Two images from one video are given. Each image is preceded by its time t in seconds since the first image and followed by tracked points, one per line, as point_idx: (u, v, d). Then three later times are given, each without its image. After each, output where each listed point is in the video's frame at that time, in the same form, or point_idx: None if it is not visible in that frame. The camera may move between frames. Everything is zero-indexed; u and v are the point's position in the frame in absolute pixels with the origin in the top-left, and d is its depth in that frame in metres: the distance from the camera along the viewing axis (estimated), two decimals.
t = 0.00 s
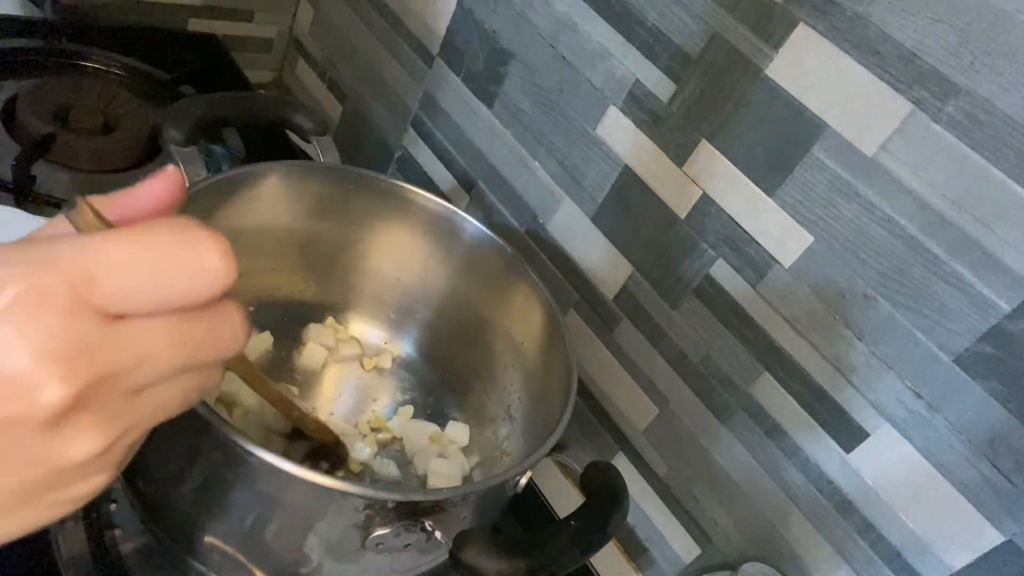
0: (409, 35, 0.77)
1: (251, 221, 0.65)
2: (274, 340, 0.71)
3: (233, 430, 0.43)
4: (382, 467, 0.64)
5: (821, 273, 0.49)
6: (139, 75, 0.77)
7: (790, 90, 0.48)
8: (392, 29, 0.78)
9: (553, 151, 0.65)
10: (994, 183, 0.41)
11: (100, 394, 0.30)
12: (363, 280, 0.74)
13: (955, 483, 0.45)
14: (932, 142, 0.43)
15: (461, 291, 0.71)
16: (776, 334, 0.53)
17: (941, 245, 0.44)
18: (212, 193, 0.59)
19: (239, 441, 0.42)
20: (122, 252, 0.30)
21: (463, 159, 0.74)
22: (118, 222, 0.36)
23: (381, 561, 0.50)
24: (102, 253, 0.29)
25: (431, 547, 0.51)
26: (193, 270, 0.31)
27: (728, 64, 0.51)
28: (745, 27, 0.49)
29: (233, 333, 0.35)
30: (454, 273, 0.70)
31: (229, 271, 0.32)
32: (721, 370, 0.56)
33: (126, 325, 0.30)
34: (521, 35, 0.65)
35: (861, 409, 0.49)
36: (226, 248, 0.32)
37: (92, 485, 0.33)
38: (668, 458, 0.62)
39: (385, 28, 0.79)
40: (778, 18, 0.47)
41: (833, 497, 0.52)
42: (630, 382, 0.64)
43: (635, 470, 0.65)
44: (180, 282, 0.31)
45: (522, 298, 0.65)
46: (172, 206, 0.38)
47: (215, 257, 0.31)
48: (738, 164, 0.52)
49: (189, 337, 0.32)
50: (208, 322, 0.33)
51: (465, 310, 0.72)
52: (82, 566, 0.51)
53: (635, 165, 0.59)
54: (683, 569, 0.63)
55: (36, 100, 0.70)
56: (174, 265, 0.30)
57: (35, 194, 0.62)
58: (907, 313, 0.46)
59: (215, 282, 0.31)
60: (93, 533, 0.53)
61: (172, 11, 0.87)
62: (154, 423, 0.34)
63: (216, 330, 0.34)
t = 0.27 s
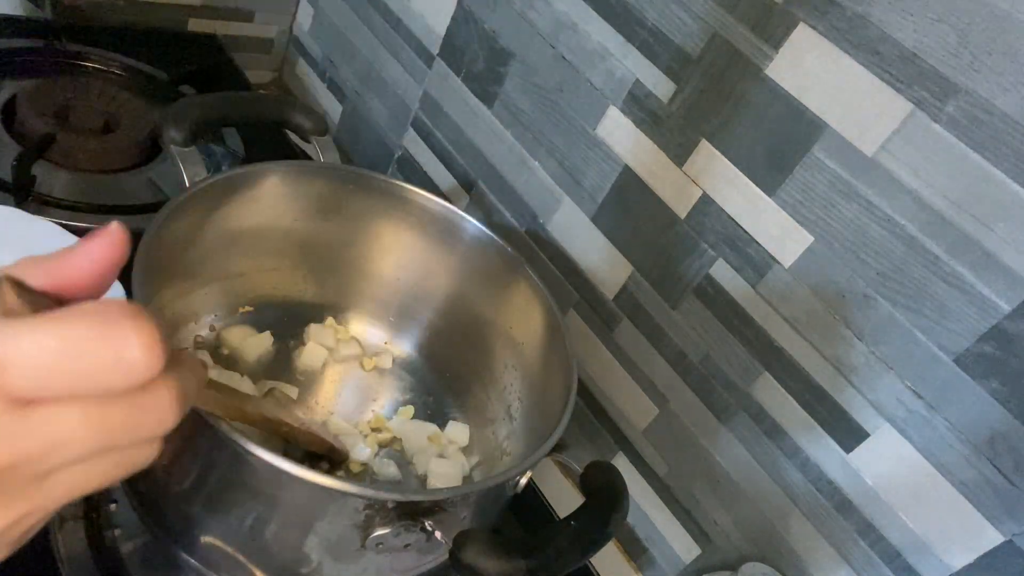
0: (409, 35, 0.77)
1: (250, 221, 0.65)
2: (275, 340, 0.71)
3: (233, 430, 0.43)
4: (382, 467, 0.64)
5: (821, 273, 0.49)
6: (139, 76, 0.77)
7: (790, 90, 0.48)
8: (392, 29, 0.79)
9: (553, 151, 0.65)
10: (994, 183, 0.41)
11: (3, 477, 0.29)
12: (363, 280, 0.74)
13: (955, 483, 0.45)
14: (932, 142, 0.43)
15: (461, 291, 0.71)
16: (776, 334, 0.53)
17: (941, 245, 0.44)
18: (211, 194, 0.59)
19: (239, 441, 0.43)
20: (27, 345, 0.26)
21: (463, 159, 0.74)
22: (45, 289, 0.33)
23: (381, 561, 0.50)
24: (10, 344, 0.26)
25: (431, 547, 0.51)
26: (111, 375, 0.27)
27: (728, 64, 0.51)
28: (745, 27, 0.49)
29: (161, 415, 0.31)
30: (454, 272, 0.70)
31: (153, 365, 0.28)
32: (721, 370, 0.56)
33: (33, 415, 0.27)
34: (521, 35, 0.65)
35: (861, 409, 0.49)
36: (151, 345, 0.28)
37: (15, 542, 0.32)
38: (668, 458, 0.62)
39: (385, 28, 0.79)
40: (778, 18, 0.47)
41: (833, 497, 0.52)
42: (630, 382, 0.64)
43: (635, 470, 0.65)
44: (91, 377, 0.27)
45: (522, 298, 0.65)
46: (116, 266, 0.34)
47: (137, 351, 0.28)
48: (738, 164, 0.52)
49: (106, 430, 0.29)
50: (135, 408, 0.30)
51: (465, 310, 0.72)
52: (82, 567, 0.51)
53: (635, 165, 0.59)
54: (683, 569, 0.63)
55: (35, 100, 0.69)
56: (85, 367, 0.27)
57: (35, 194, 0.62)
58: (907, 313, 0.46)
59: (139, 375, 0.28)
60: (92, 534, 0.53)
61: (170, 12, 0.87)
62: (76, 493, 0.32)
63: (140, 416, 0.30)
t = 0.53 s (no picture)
0: (409, 35, 0.77)
1: (251, 221, 0.65)
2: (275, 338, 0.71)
3: (233, 429, 0.43)
4: (383, 467, 0.64)
5: (821, 273, 0.49)
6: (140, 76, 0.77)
7: (790, 90, 0.48)
8: (391, 29, 0.79)
9: (553, 151, 0.65)
10: (994, 183, 0.41)
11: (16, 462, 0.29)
12: (363, 279, 0.74)
13: (955, 483, 0.45)
14: (931, 142, 0.43)
15: (461, 292, 0.71)
16: (776, 334, 0.53)
17: (941, 245, 0.44)
18: (211, 194, 0.59)
19: (240, 441, 0.43)
20: (43, 314, 0.28)
21: (463, 160, 0.74)
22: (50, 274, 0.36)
23: (381, 561, 0.50)
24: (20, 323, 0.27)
25: (431, 547, 0.51)
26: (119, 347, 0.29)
27: (728, 64, 0.51)
28: (745, 27, 0.49)
29: (171, 394, 0.32)
30: (453, 273, 0.70)
31: (162, 338, 0.30)
32: (721, 370, 0.57)
33: (48, 390, 0.29)
34: (521, 35, 0.65)
35: (861, 409, 0.49)
36: (160, 319, 0.29)
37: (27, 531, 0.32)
38: (667, 458, 0.62)
39: (385, 28, 0.79)
40: (778, 17, 0.47)
41: (833, 497, 0.52)
42: (630, 381, 0.64)
43: (635, 470, 0.65)
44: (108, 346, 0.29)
45: (522, 298, 0.65)
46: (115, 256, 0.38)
47: (146, 326, 0.29)
48: (738, 164, 0.52)
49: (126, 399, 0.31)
50: (144, 384, 0.31)
51: (465, 310, 0.72)
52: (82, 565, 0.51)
53: (635, 165, 0.59)
54: (683, 570, 0.63)
55: (35, 100, 0.69)
56: (103, 338, 0.28)
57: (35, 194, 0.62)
58: (907, 313, 0.46)
59: (148, 350, 0.30)
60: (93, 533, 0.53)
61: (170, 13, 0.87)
62: (88, 480, 0.32)
63: (152, 392, 0.31)
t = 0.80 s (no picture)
0: (409, 35, 0.77)
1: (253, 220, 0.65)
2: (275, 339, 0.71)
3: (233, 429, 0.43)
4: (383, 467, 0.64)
5: (821, 273, 0.49)
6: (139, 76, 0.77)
7: (790, 90, 0.48)
8: (392, 29, 0.79)
9: (553, 152, 0.65)
10: (994, 183, 0.41)
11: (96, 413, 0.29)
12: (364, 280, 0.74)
13: (955, 483, 0.45)
14: (931, 142, 0.43)
15: (461, 292, 0.71)
16: (776, 334, 0.53)
17: (941, 245, 0.44)
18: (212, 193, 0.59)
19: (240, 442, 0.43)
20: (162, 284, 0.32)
21: (463, 160, 0.74)
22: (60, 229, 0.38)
23: (380, 561, 0.50)
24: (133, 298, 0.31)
25: (431, 547, 0.51)
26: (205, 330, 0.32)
27: (728, 64, 0.51)
28: (745, 27, 0.49)
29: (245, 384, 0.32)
30: (454, 273, 0.70)
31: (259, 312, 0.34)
32: (721, 370, 0.56)
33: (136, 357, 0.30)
34: (521, 35, 0.65)
35: (861, 409, 0.49)
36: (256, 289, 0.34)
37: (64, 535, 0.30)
38: (668, 458, 0.62)
39: (385, 28, 0.80)
40: (778, 17, 0.47)
41: (833, 497, 0.52)
42: (630, 381, 0.64)
43: (635, 470, 0.65)
44: (209, 319, 0.32)
45: (523, 298, 0.65)
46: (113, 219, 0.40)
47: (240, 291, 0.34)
48: (738, 164, 0.52)
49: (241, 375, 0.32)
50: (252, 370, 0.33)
51: (466, 310, 0.72)
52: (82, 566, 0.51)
53: (635, 165, 0.59)
54: (683, 570, 0.63)
55: (35, 100, 0.69)
56: (204, 306, 0.32)
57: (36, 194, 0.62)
58: (907, 313, 0.46)
59: (254, 327, 0.33)
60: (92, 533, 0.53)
61: (171, 12, 0.88)
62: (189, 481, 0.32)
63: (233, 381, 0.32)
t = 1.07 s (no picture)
0: (409, 35, 0.77)
1: (251, 219, 0.65)
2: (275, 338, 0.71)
3: (233, 429, 0.43)
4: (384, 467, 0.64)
5: (822, 273, 0.49)
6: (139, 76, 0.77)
7: (790, 90, 0.48)
8: (392, 29, 0.79)
9: (553, 152, 0.65)
10: (994, 183, 0.41)
11: None
12: (364, 279, 0.74)
13: (955, 483, 0.45)
14: (931, 142, 0.43)
15: (461, 291, 0.71)
16: (776, 334, 0.53)
17: (941, 245, 0.44)
18: (212, 192, 0.59)
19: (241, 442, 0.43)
20: None
21: (463, 160, 0.74)
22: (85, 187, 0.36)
23: (380, 561, 0.50)
24: None
25: (431, 547, 0.51)
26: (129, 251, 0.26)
27: (728, 64, 0.51)
28: (745, 27, 0.49)
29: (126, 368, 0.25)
30: (453, 272, 0.70)
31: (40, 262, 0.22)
32: (721, 370, 0.56)
33: None
34: (521, 35, 0.65)
35: (861, 409, 0.49)
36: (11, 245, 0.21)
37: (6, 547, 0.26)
38: (668, 458, 0.62)
39: (385, 28, 0.80)
40: (778, 17, 0.47)
41: (833, 497, 0.52)
42: (630, 381, 0.64)
43: (635, 470, 0.65)
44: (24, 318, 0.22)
45: (523, 298, 0.65)
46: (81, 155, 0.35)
47: None
48: (738, 164, 0.52)
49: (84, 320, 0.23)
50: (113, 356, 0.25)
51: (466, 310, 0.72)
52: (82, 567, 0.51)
53: (635, 165, 0.59)
54: (683, 570, 0.63)
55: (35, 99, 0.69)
56: None
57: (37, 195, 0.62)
58: (907, 313, 0.46)
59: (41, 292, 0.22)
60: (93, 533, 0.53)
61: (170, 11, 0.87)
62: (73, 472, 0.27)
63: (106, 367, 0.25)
